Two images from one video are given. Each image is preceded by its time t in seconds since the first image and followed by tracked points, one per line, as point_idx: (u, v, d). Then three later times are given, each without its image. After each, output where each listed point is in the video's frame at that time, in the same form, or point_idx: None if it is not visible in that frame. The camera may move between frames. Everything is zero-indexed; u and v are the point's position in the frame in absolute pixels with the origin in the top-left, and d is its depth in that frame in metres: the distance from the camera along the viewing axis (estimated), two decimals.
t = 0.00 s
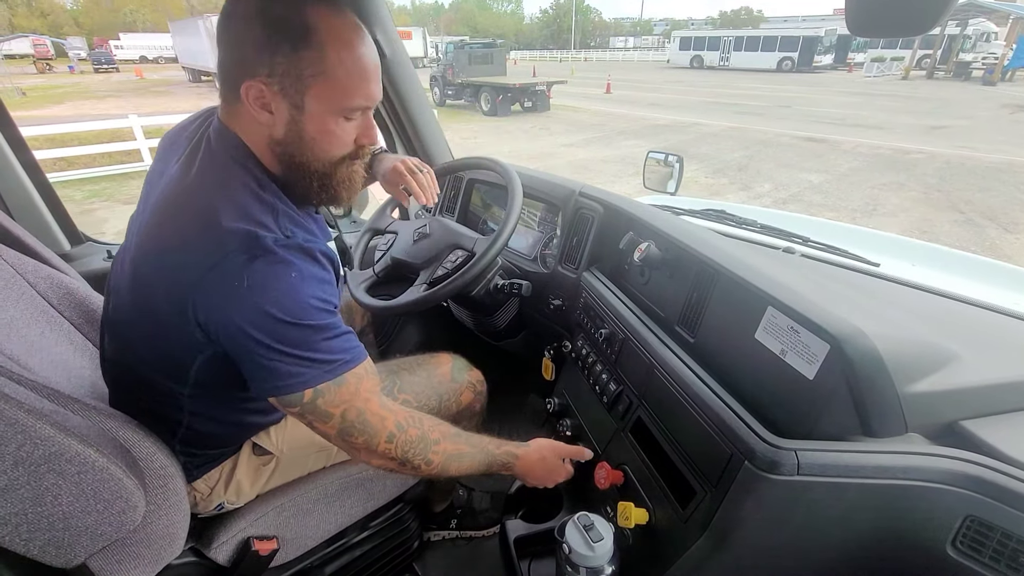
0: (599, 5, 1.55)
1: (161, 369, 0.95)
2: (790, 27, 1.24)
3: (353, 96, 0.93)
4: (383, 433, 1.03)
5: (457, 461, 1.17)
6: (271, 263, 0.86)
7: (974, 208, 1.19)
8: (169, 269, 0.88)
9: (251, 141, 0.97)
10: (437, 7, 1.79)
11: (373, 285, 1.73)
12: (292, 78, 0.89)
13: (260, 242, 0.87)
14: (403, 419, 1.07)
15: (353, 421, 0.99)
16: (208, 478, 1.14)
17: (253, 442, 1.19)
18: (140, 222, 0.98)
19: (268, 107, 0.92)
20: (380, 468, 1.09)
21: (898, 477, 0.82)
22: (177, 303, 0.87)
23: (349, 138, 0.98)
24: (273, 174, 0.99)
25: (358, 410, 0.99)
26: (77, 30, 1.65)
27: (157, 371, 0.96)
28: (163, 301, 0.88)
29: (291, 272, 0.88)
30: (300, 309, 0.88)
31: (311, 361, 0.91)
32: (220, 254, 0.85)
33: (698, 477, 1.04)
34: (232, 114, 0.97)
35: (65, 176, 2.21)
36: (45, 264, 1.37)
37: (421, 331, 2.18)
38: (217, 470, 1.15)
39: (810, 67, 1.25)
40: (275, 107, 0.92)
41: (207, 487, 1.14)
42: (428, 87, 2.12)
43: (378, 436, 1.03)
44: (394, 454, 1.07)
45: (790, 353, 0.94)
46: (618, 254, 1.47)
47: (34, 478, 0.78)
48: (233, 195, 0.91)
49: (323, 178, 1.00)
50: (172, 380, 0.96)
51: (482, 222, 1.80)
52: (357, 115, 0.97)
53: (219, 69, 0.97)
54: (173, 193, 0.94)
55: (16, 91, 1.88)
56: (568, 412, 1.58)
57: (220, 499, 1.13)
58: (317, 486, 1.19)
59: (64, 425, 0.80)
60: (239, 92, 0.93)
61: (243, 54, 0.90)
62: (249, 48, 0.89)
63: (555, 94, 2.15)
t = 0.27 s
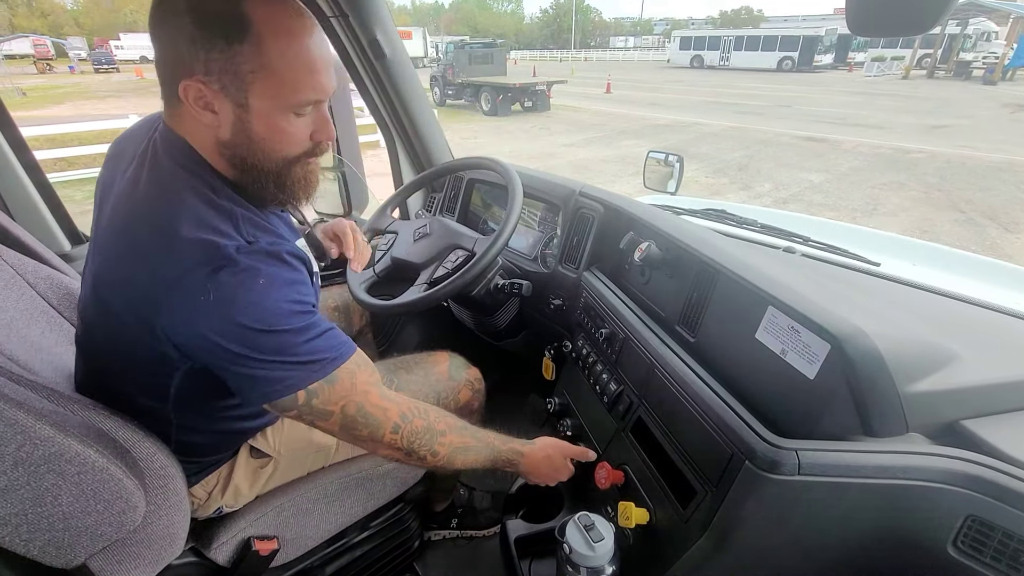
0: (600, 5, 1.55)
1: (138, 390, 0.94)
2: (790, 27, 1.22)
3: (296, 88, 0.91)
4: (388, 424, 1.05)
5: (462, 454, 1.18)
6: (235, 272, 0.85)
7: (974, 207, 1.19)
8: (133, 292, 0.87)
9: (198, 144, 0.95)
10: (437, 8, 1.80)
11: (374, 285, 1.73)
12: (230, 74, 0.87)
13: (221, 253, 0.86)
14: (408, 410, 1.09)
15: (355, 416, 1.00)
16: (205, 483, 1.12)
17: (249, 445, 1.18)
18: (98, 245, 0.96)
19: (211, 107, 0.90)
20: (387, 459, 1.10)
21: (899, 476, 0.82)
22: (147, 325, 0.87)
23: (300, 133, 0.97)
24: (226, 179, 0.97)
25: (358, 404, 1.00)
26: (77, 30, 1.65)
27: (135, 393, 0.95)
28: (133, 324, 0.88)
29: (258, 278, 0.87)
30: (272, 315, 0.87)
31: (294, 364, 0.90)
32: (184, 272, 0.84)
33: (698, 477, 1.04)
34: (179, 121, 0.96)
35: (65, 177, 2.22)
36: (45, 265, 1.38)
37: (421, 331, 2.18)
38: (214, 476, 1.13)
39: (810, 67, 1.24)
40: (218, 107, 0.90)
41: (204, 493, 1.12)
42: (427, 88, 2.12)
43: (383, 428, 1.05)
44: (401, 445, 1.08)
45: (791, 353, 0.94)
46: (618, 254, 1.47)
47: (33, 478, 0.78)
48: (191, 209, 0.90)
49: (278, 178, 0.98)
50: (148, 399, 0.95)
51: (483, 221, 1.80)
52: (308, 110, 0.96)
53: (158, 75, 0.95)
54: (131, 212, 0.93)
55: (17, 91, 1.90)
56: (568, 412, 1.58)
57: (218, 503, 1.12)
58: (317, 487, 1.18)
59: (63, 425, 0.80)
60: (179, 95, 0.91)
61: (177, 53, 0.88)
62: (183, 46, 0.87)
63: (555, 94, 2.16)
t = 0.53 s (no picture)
0: (600, 5, 1.54)
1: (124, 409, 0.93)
2: (791, 27, 1.21)
3: (256, 90, 0.91)
4: (391, 422, 1.05)
5: (466, 452, 1.18)
6: (214, 287, 0.84)
7: (975, 208, 1.19)
8: (113, 315, 0.86)
9: (160, 150, 0.94)
10: (438, 7, 1.75)
11: (374, 285, 1.73)
12: (188, 78, 0.86)
13: (198, 267, 0.84)
14: (411, 407, 1.09)
15: (357, 416, 1.01)
16: (206, 486, 1.12)
17: (251, 447, 1.18)
18: (68, 263, 0.94)
19: (169, 111, 0.89)
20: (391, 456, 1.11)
21: (901, 477, 0.82)
22: (130, 345, 0.86)
23: (263, 136, 0.97)
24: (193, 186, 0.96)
25: (359, 404, 1.00)
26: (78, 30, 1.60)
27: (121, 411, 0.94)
28: (116, 343, 0.87)
29: (241, 290, 0.86)
30: (258, 326, 0.86)
31: (286, 372, 0.89)
32: (164, 290, 0.83)
33: (698, 477, 1.04)
34: (139, 127, 0.94)
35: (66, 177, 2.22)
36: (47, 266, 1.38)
37: (422, 331, 2.18)
38: (215, 480, 1.13)
39: (810, 67, 1.23)
40: (177, 110, 0.89)
41: (205, 494, 1.12)
42: (428, 88, 2.12)
43: (386, 426, 1.05)
44: (404, 442, 1.09)
45: (792, 353, 0.94)
46: (619, 254, 1.48)
47: (34, 479, 0.78)
48: (165, 225, 0.88)
49: (245, 183, 0.98)
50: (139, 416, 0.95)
51: (483, 221, 1.81)
52: (273, 113, 0.96)
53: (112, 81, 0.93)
54: (102, 228, 0.91)
55: (18, 91, 1.91)
56: (569, 412, 1.58)
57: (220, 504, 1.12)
58: (317, 489, 1.18)
59: (64, 427, 0.80)
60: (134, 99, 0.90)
61: (129, 55, 0.86)
62: (134, 47, 0.85)
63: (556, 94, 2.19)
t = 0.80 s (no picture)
0: (600, 5, 1.55)
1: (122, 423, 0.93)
2: (791, 27, 1.22)
3: (250, 100, 0.90)
4: (393, 429, 1.05)
5: (467, 457, 1.18)
6: (211, 301, 0.84)
7: (976, 208, 1.19)
8: (110, 329, 0.86)
9: (153, 161, 0.93)
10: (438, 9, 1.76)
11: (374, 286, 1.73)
12: (180, 89, 0.85)
13: (195, 282, 0.84)
14: (412, 414, 1.09)
15: (358, 424, 1.01)
16: (207, 487, 1.13)
17: (252, 449, 1.19)
18: (65, 276, 0.94)
19: (160, 122, 0.88)
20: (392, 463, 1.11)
21: (901, 478, 0.82)
22: (129, 361, 0.86)
23: (258, 146, 0.95)
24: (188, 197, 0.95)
25: (360, 413, 1.00)
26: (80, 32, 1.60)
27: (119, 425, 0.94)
28: (115, 359, 0.87)
29: (237, 303, 0.86)
30: (255, 339, 0.86)
31: (285, 383, 0.90)
32: (161, 305, 0.83)
33: (699, 478, 1.04)
34: (133, 138, 0.93)
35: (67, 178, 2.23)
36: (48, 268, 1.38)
37: (423, 331, 2.18)
38: (216, 482, 1.14)
39: (810, 67, 1.24)
40: (169, 121, 0.88)
41: (206, 496, 1.13)
42: (428, 88, 2.12)
43: (387, 433, 1.05)
44: (406, 448, 1.09)
45: (792, 354, 0.94)
46: (619, 255, 1.48)
47: (35, 481, 0.78)
48: (162, 239, 0.88)
49: (240, 194, 0.96)
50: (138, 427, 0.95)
51: (483, 222, 1.81)
52: (267, 123, 0.95)
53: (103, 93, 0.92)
54: (97, 241, 0.90)
55: (19, 92, 1.91)
56: (569, 412, 1.58)
57: (220, 506, 1.12)
58: (318, 490, 1.18)
59: (65, 429, 0.80)
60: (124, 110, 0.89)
61: (117, 66, 0.85)
62: (124, 58, 0.84)
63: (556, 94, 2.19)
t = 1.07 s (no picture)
0: (599, 5, 1.55)
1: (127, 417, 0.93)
2: (792, 27, 1.21)
3: (270, 101, 0.91)
4: (395, 428, 1.05)
5: (469, 457, 1.18)
6: (220, 293, 0.84)
7: (977, 207, 1.18)
8: (117, 322, 0.86)
9: (168, 156, 0.94)
10: (438, 9, 1.77)
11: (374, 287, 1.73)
12: (200, 87, 0.86)
13: (204, 274, 0.85)
14: (414, 413, 1.09)
15: (360, 422, 1.01)
16: (209, 488, 1.13)
17: (254, 451, 1.19)
18: (73, 269, 0.94)
19: (179, 118, 0.89)
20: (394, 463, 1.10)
21: (900, 477, 0.82)
22: (135, 352, 0.86)
23: (274, 147, 0.97)
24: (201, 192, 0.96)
25: (363, 411, 1.01)
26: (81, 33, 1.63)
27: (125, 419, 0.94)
28: (121, 351, 0.87)
29: (246, 296, 0.86)
30: (262, 332, 0.86)
31: (290, 378, 0.90)
32: (169, 295, 0.83)
33: (700, 478, 1.04)
34: (149, 132, 0.94)
35: (68, 178, 2.23)
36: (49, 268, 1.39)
37: (424, 331, 2.18)
38: (217, 482, 1.14)
39: (810, 66, 1.24)
40: (187, 118, 0.89)
41: (207, 498, 1.13)
42: (428, 88, 2.12)
43: (390, 431, 1.05)
44: (408, 447, 1.09)
45: (792, 354, 0.94)
46: (619, 255, 1.48)
47: (37, 482, 0.78)
48: (171, 231, 0.88)
49: (252, 192, 0.97)
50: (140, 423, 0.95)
51: (483, 222, 1.81)
52: (283, 124, 0.96)
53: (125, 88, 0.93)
54: (107, 232, 0.91)
55: (19, 93, 1.91)
56: (570, 413, 1.59)
57: (221, 507, 1.12)
58: (318, 491, 1.18)
59: (66, 430, 0.80)
60: (145, 105, 0.90)
61: (141, 62, 0.86)
62: (148, 56, 0.86)
63: (556, 94, 2.18)
